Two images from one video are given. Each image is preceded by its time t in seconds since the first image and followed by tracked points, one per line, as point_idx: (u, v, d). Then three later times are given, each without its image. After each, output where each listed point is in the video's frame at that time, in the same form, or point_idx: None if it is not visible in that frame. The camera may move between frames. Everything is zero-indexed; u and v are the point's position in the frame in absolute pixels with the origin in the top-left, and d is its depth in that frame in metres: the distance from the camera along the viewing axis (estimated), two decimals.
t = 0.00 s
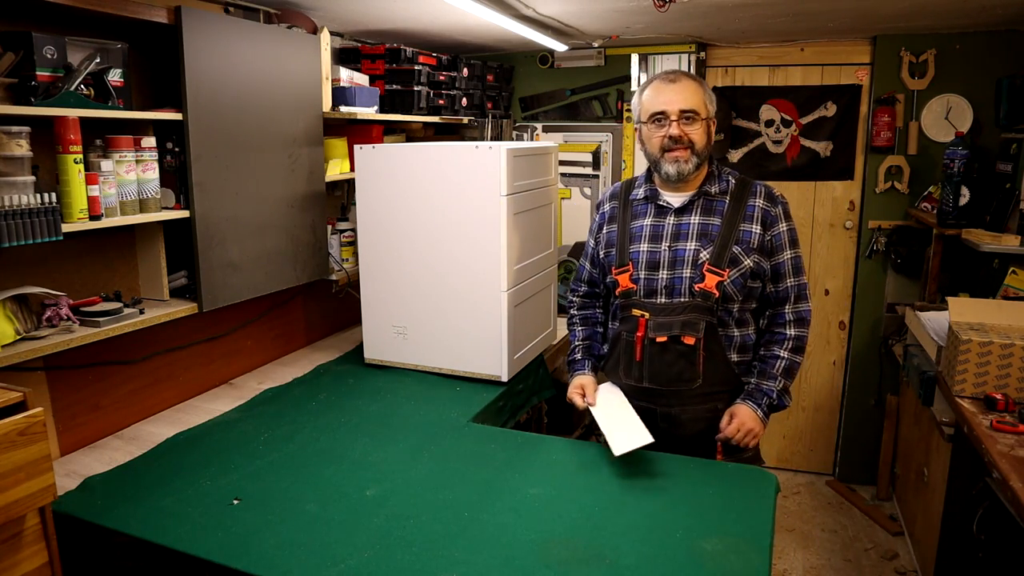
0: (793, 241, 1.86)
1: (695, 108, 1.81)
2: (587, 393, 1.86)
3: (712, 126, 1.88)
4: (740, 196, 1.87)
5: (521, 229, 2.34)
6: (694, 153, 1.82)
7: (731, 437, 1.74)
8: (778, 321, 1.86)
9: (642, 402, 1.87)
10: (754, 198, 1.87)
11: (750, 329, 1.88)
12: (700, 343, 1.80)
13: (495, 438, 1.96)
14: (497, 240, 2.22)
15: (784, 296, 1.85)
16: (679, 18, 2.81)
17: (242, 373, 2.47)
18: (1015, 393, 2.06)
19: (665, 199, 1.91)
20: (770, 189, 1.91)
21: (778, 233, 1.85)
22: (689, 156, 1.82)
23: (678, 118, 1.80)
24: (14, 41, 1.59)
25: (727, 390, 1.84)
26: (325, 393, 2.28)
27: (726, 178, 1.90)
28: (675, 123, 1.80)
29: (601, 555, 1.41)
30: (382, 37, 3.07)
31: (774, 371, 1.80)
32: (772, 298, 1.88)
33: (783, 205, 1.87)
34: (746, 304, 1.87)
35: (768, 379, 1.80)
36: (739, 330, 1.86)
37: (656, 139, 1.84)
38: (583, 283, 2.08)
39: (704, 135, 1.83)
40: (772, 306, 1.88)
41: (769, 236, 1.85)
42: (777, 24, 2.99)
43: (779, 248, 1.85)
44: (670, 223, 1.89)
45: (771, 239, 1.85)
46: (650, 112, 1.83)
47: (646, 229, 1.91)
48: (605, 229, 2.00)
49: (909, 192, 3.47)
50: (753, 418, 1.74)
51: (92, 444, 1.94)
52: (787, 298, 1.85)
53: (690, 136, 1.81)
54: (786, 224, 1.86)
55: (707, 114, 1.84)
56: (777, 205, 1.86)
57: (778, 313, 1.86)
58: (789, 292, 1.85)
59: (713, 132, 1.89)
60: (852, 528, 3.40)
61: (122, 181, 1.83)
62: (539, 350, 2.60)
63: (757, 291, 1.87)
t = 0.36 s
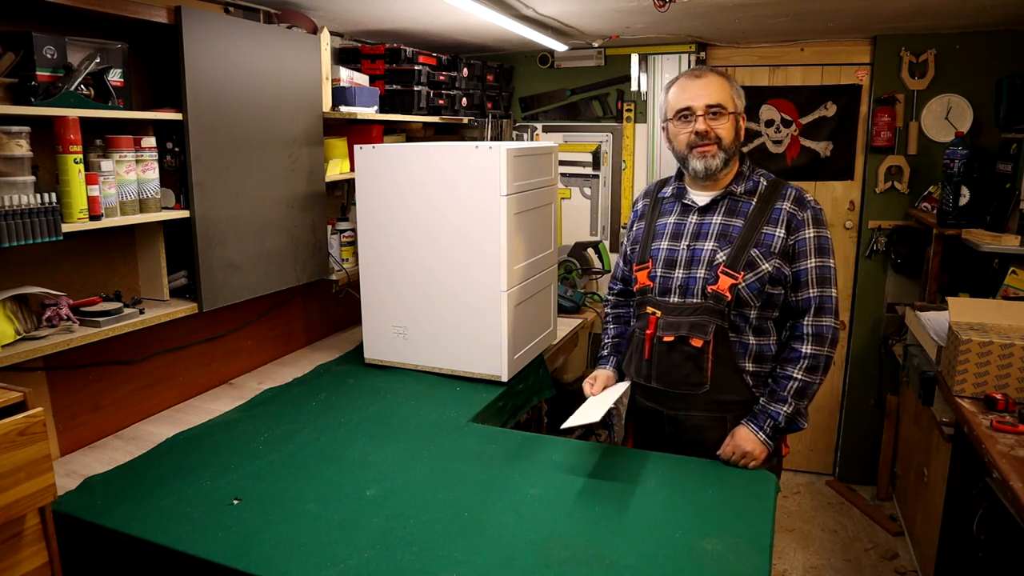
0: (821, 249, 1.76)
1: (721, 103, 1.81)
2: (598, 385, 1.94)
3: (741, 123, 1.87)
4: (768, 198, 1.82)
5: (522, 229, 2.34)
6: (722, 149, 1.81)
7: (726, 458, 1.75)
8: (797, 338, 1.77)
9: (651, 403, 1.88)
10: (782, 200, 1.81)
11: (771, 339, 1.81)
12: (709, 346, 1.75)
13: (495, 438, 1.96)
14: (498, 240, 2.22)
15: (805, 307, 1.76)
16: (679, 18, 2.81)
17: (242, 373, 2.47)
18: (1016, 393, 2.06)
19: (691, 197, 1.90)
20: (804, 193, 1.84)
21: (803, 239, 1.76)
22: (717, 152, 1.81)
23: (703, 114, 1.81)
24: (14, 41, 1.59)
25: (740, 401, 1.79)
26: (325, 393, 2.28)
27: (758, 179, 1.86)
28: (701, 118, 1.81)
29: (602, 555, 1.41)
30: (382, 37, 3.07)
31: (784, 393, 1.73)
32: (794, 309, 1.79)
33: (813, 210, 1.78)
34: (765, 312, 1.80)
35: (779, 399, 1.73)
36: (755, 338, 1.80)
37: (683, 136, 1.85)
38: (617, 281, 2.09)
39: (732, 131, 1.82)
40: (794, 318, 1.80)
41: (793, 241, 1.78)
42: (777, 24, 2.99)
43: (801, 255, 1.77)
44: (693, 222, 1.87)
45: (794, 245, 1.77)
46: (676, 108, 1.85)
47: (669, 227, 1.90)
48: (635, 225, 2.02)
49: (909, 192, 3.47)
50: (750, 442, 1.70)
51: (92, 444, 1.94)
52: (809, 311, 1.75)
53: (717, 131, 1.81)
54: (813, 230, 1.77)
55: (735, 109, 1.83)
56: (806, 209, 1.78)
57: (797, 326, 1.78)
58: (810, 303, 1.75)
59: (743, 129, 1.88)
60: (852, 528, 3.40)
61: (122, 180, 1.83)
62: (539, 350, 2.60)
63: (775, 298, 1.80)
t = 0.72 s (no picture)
0: (838, 262, 1.68)
1: (743, 102, 1.78)
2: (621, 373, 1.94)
3: (768, 124, 1.84)
4: (788, 205, 1.76)
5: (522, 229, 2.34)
6: (742, 149, 1.79)
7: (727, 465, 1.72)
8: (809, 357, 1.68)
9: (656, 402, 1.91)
10: (802, 208, 1.74)
11: (780, 351, 1.76)
12: (708, 351, 1.74)
13: (495, 438, 1.96)
14: (498, 241, 2.22)
15: (817, 321, 1.69)
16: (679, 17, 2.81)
17: (242, 373, 2.47)
18: (1016, 393, 2.06)
19: (713, 198, 1.90)
20: (830, 201, 1.76)
21: (819, 249, 1.69)
22: (736, 152, 1.79)
23: (724, 112, 1.79)
24: (14, 41, 1.59)
25: (740, 414, 1.77)
26: (325, 393, 2.28)
27: (782, 184, 1.82)
28: (721, 116, 1.79)
29: (602, 555, 1.41)
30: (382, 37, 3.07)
31: (795, 415, 1.64)
32: (807, 324, 1.73)
33: (833, 220, 1.71)
34: (773, 323, 1.75)
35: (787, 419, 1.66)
36: (761, 349, 1.75)
37: (703, 134, 1.83)
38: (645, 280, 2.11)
39: (755, 131, 1.79)
40: (808, 333, 1.73)
41: (809, 250, 1.71)
42: (777, 24, 2.98)
43: (814, 267, 1.70)
44: (709, 224, 1.87)
45: (809, 255, 1.71)
46: (699, 106, 1.83)
47: (688, 228, 1.91)
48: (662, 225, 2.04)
49: (909, 192, 3.47)
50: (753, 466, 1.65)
51: (92, 444, 1.94)
52: (821, 327, 1.68)
53: (738, 131, 1.78)
54: (832, 241, 1.69)
55: (760, 108, 1.80)
56: (825, 218, 1.71)
57: (810, 341, 1.70)
58: (823, 318, 1.68)
59: (769, 130, 1.84)
60: (852, 528, 3.40)
61: (122, 181, 1.83)
62: (539, 350, 2.60)
63: (785, 309, 1.74)
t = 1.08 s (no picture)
0: (849, 272, 1.63)
1: (759, 105, 1.72)
2: (634, 372, 1.97)
3: (785, 126, 1.77)
4: (799, 212, 1.72)
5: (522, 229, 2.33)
6: (756, 154, 1.74)
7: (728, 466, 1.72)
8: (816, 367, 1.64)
9: (660, 400, 1.93)
10: (813, 216, 1.70)
11: (785, 359, 1.73)
12: (709, 356, 1.72)
13: (495, 438, 1.96)
14: (498, 241, 2.22)
15: (826, 332, 1.65)
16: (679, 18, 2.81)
17: (242, 373, 2.47)
18: (1016, 393, 2.06)
19: (727, 199, 1.87)
20: (845, 209, 1.71)
21: (829, 259, 1.65)
22: (750, 157, 1.74)
23: (738, 115, 1.73)
24: (14, 41, 1.59)
25: (736, 417, 1.76)
26: (325, 393, 2.28)
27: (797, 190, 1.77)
28: (735, 119, 1.74)
29: (602, 555, 1.41)
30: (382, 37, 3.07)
31: (797, 422, 1.61)
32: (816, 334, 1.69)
33: (845, 229, 1.66)
34: (777, 330, 1.72)
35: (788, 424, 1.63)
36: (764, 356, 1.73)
37: (717, 137, 1.79)
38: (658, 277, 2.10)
39: (770, 135, 1.74)
40: (817, 343, 1.69)
41: (819, 260, 1.67)
42: (777, 24, 2.98)
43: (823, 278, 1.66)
44: (721, 226, 1.84)
45: (817, 264, 1.67)
46: (713, 107, 1.78)
47: (700, 228, 1.89)
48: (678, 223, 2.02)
49: (909, 192, 3.47)
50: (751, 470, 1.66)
51: (92, 444, 1.94)
52: (829, 338, 1.64)
53: (752, 135, 1.73)
54: (844, 250, 1.65)
55: (777, 110, 1.74)
56: (837, 227, 1.66)
57: (818, 352, 1.66)
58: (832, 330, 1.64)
59: (786, 132, 1.78)
60: (852, 528, 3.40)
61: (122, 181, 1.83)
62: (539, 350, 2.60)
63: (791, 318, 1.71)
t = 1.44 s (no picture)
0: (849, 270, 1.65)
1: (760, 101, 1.75)
2: (624, 363, 1.92)
3: (784, 124, 1.80)
4: (801, 211, 1.72)
5: (522, 229, 2.33)
6: (760, 152, 1.75)
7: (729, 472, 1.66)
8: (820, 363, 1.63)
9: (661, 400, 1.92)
10: (816, 214, 1.70)
11: (786, 354, 1.74)
12: (714, 354, 1.73)
13: (495, 438, 1.96)
14: (498, 241, 2.22)
15: (826, 329, 1.65)
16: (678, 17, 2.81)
17: (242, 373, 2.47)
18: (1016, 393, 2.06)
19: (725, 198, 1.87)
20: (846, 207, 1.72)
21: (830, 256, 1.66)
22: (755, 155, 1.75)
23: (741, 112, 1.75)
24: (14, 41, 1.59)
25: (737, 413, 1.76)
26: (325, 393, 2.28)
27: (799, 189, 1.78)
28: (739, 117, 1.75)
29: (602, 555, 1.41)
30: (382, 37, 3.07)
31: (801, 417, 1.59)
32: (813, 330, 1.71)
33: (846, 228, 1.67)
34: (781, 327, 1.73)
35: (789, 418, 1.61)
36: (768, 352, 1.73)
37: (721, 136, 1.79)
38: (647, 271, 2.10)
39: (773, 131, 1.76)
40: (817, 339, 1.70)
41: (820, 257, 1.67)
42: (777, 24, 2.98)
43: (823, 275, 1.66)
44: (721, 224, 1.84)
45: (820, 261, 1.68)
46: (715, 106, 1.79)
47: (699, 226, 1.88)
48: (671, 219, 2.02)
49: (909, 192, 3.47)
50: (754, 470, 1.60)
51: (92, 444, 1.94)
52: (830, 335, 1.64)
53: (756, 132, 1.75)
54: (845, 248, 1.66)
55: (776, 108, 1.77)
56: (839, 226, 1.67)
57: (819, 348, 1.66)
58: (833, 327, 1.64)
59: (785, 130, 1.81)
60: (852, 528, 3.40)
61: (122, 180, 1.83)
62: (539, 350, 2.59)
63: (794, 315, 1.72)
